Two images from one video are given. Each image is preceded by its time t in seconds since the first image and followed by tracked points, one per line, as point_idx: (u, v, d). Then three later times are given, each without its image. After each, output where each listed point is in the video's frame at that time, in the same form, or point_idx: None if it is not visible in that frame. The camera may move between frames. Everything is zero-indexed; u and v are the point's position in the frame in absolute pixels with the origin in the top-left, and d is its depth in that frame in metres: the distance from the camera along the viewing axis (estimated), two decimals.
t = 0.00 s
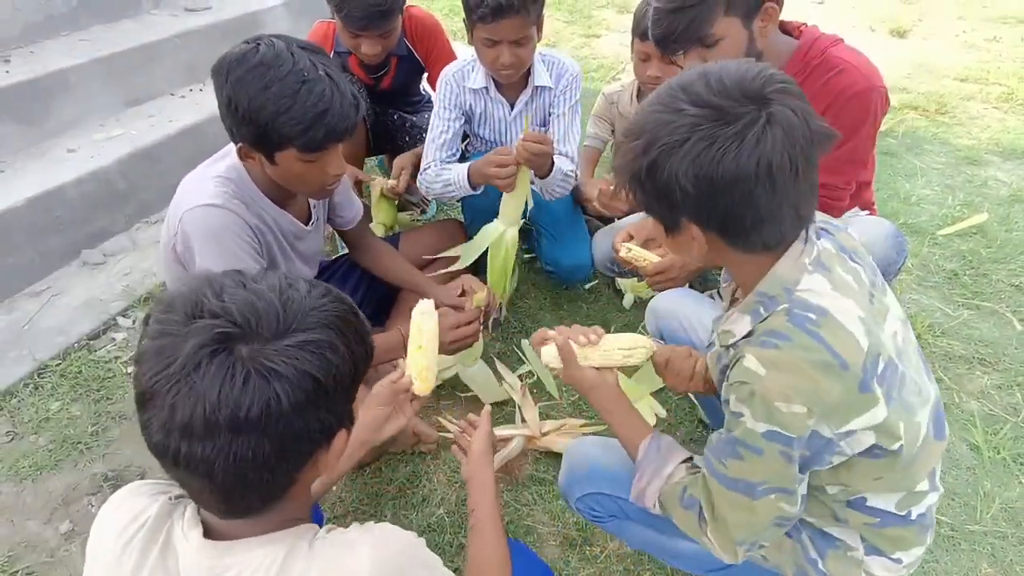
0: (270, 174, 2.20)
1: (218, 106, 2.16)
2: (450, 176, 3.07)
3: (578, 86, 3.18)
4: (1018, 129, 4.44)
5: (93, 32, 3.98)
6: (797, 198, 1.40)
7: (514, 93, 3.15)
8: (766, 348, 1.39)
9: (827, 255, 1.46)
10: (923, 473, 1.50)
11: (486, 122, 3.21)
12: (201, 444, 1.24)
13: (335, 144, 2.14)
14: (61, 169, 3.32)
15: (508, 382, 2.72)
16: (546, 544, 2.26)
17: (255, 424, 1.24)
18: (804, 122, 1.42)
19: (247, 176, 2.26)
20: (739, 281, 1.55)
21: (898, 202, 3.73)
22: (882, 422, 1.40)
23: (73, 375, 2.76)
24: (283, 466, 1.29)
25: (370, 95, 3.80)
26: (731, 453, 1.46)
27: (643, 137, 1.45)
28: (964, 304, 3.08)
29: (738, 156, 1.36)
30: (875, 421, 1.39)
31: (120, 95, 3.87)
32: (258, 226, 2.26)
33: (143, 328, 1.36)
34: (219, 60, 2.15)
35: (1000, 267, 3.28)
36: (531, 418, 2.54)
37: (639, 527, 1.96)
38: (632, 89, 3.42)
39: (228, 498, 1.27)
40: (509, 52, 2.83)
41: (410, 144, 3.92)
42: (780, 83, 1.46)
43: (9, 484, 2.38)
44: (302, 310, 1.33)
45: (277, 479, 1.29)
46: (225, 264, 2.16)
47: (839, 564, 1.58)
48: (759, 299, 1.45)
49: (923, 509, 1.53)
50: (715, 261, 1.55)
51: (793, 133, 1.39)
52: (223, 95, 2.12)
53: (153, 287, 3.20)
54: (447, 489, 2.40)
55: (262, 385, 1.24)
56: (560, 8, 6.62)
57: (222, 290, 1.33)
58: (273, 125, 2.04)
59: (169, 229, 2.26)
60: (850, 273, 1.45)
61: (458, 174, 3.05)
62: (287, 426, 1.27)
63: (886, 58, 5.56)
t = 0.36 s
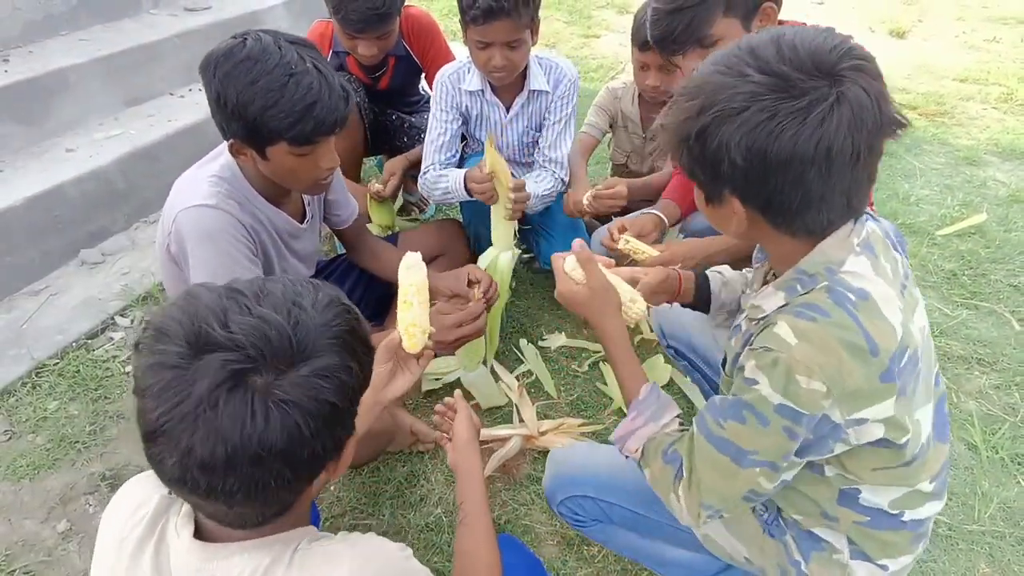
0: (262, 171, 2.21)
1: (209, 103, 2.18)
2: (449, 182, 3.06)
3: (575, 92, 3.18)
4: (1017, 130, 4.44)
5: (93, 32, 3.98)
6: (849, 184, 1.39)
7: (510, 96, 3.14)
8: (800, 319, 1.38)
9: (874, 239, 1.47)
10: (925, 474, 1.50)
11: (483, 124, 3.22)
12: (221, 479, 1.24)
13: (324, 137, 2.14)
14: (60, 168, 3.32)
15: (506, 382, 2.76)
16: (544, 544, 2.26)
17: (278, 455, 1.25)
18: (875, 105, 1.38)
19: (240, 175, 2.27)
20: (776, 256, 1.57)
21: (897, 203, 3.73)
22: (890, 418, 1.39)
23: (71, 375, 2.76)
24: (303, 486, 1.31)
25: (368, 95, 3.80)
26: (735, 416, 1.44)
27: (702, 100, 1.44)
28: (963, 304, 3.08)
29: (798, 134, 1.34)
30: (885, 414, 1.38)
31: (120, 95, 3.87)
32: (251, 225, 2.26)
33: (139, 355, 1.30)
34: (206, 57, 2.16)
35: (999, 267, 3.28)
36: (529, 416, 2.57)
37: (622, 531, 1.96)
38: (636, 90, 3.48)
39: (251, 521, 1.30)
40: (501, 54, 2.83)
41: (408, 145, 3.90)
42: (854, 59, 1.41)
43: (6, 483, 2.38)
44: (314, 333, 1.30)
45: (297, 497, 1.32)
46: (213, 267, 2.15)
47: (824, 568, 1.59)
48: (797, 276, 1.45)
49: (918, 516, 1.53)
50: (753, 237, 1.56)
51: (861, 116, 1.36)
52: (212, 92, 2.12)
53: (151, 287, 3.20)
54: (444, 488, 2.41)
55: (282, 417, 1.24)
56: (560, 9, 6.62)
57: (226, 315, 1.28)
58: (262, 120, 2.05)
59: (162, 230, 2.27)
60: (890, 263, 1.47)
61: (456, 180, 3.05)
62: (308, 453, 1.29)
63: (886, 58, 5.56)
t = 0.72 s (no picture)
0: (256, 169, 2.21)
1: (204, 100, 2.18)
2: (446, 193, 3.09)
3: (574, 91, 3.16)
4: (1014, 129, 4.45)
5: (90, 30, 3.98)
6: (844, 182, 1.40)
7: (508, 98, 3.14)
8: (788, 312, 1.38)
9: (862, 232, 1.47)
10: (914, 468, 1.50)
11: (483, 124, 3.21)
12: (217, 482, 1.24)
13: (318, 138, 2.12)
14: (58, 167, 3.32)
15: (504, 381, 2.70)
16: (543, 541, 2.26)
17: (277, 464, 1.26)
18: (880, 105, 1.38)
19: (235, 174, 2.26)
20: (767, 250, 1.59)
21: (894, 201, 3.74)
22: (871, 406, 1.39)
23: (68, 373, 2.76)
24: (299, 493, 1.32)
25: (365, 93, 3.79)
26: (721, 403, 1.45)
27: (713, 83, 1.44)
28: (960, 302, 3.09)
29: (803, 126, 1.34)
30: (868, 402, 1.38)
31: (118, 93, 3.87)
32: (249, 224, 2.26)
33: (156, 346, 1.33)
34: (202, 53, 2.15)
35: (996, 265, 3.28)
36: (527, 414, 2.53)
37: (614, 535, 1.96)
38: (627, 90, 3.49)
39: (242, 524, 1.31)
40: (497, 58, 2.83)
41: (406, 144, 3.86)
42: (867, 57, 1.41)
43: (4, 482, 2.38)
44: (330, 349, 1.33)
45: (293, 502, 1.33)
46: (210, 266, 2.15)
47: (816, 565, 1.59)
48: (786, 269, 1.46)
49: (908, 510, 1.53)
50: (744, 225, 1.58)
51: (866, 115, 1.37)
52: (207, 89, 2.12)
53: (149, 285, 3.19)
54: (443, 486, 2.40)
55: (288, 428, 1.25)
56: (558, 8, 6.63)
57: (247, 319, 1.30)
58: (256, 120, 2.05)
59: (158, 229, 2.27)
60: (879, 255, 1.46)
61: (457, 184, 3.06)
62: (304, 463, 1.29)
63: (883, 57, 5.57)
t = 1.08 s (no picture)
0: (259, 174, 2.20)
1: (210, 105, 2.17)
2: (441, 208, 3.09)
3: (573, 92, 3.17)
4: (1012, 129, 4.46)
5: (89, 31, 3.97)
6: (820, 183, 1.41)
7: (508, 99, 3.13)
8: (781, 323, 1.38)
9: (845, 237, 1.47)
10: (919, 463, 1.51)
11: (482, 128, 3.21)
12: (175, 432, 1.26)
13: (320, 150, 2.11)
14: (56, 167, 3.31)
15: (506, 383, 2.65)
16: (544, 541, 2.26)
17: (226, 421, 1.24)
18: (845, 112, 1.41)
19: (241, 177, 2.26)
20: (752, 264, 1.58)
21: (893, 202, 3.75)
22: (871, 407, 1.40)
23: (68, 374, 2.75)
24: (254, 462, 1.29)
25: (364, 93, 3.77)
26: (720, 414, 1.45)
27: (682, 104, 1.46)
28: (959, 302, 3.09)
29: (775, 136, 1.36)
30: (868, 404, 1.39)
31: (117, 94, 3.86)
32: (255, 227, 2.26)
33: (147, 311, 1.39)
34: (212, 58, 2.15)
35: (994, 265, 3.29)
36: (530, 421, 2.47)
37: (621, 539, 1.95)
38: (613, 101, 3.52)
39: (203, 487, 1.29)
40: (515, 52, 2.84)
41: (405, 143, 3.88)
42: (827, 68, 1.45)
43: (4, 483, 2.37)
44: (289, 313, 1.30)
45: (248, 472, 1.29)
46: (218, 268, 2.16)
47: (827, 567, 1.60)
48: (774, 280, 1.46)
49: (913, 506, 1.53)
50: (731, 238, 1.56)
51: (833, 121, 1.39)
52: (213, 94, 2.12)
53: (149, 286, 3.19)
54: (443, 487, 2.40)
55: (236, 385, 1.23)
56: (556, 9, 6.63)
57: (217, 282, 1.34)
58: (259, 129, 2.04)
59: (163, 230, 2.29)
60: (862, 255, 1.47)
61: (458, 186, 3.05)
62: (256, 426, 1.26)
63: (881, 58, 5.59)
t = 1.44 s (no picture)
0: (263, 163, 2.21)
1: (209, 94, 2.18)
2: (458, 213, 3.02)
3: (583, 96, 3.17)
4: (1018, 130, 4.45)
5: (95, 30, 3.98)
6: (831, 183, 1.40)
7: (518, 111, 3.15)
8: (790, 317, 1.38)
9: (858, 239, 1.48)
10: (927, 476, 1.50)
11: (492, 140, 3.22)
12: (185, 406, 1.27)
13: (325, 131, 2.14)
14: (62, 167, 3.32)
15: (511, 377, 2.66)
16: (548, 541, 2.26)
17: (235, 393, 1.25)
18: (858, 108, 1.40)
19: (243, 168, 2.27)
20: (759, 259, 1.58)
21: (898, 202, 3.74)
22: (871, 411, 1.39)
23: (74, 372, 2.76)
24: (262, 440, 1.29)
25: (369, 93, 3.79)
26: (721, 402, 1.45)
27: (694, 96, 1.46)
28: (964, 303, 3.08)
29: (785, 129, 1.36)
30: (871, 407, 1.38)
31: (122, 93, 3.87)
32: (255, 219, 2.27)
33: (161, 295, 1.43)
34: (208, 50, 2.16)
35: (1000, 267, 3.28)
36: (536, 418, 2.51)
37: (624, 544, 1.95)
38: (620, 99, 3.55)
39: (211, 465, 1.30)
40: (521, 58, 2.83)
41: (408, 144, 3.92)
42: (840, 63, 1.44)
43: (10, 481, 2.38)
44: (298, 293, 1.34)
45: (256, 452, 1.30)
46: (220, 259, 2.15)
47: None
48: (784, 278, 1.45)
49: (920, 518, 1.52)
50: (742, 232, 1.56)
51: (845, 119, 1.38)
52: (212, 84, 2.12)
53: (154, 285, 3.20)
54: (447, 486, 2.41)
55: (246, 357, 1.25)
56: (560, 9, 6.63)
57: (230, 267, 1.38)
58: (261, 112, 2.05)
59: (166, 223, 2.26)
60: (877, 258, 1.48)
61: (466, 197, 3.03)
62: (264, 400, 1.27)
63: (886, 58, 5.57)
